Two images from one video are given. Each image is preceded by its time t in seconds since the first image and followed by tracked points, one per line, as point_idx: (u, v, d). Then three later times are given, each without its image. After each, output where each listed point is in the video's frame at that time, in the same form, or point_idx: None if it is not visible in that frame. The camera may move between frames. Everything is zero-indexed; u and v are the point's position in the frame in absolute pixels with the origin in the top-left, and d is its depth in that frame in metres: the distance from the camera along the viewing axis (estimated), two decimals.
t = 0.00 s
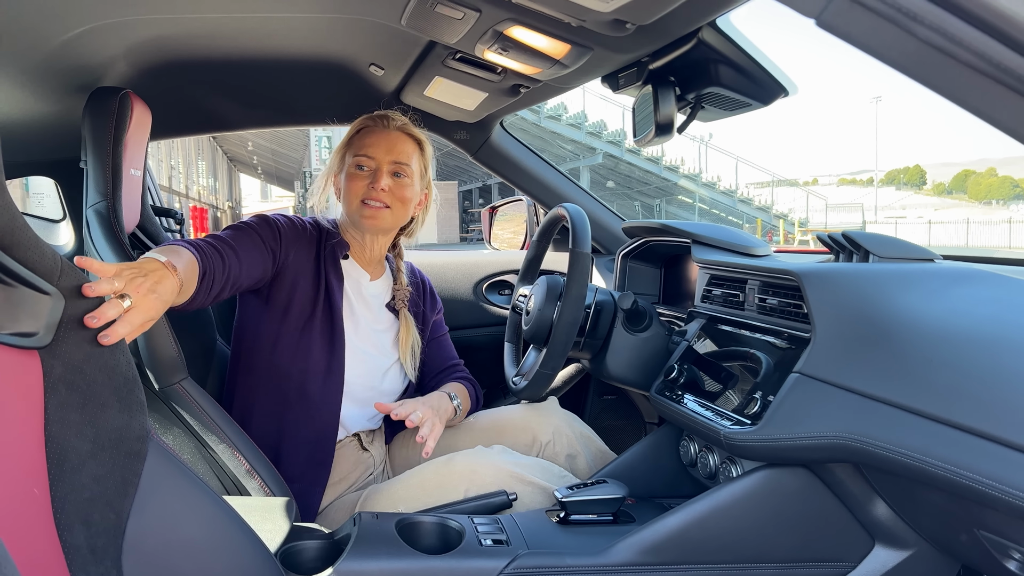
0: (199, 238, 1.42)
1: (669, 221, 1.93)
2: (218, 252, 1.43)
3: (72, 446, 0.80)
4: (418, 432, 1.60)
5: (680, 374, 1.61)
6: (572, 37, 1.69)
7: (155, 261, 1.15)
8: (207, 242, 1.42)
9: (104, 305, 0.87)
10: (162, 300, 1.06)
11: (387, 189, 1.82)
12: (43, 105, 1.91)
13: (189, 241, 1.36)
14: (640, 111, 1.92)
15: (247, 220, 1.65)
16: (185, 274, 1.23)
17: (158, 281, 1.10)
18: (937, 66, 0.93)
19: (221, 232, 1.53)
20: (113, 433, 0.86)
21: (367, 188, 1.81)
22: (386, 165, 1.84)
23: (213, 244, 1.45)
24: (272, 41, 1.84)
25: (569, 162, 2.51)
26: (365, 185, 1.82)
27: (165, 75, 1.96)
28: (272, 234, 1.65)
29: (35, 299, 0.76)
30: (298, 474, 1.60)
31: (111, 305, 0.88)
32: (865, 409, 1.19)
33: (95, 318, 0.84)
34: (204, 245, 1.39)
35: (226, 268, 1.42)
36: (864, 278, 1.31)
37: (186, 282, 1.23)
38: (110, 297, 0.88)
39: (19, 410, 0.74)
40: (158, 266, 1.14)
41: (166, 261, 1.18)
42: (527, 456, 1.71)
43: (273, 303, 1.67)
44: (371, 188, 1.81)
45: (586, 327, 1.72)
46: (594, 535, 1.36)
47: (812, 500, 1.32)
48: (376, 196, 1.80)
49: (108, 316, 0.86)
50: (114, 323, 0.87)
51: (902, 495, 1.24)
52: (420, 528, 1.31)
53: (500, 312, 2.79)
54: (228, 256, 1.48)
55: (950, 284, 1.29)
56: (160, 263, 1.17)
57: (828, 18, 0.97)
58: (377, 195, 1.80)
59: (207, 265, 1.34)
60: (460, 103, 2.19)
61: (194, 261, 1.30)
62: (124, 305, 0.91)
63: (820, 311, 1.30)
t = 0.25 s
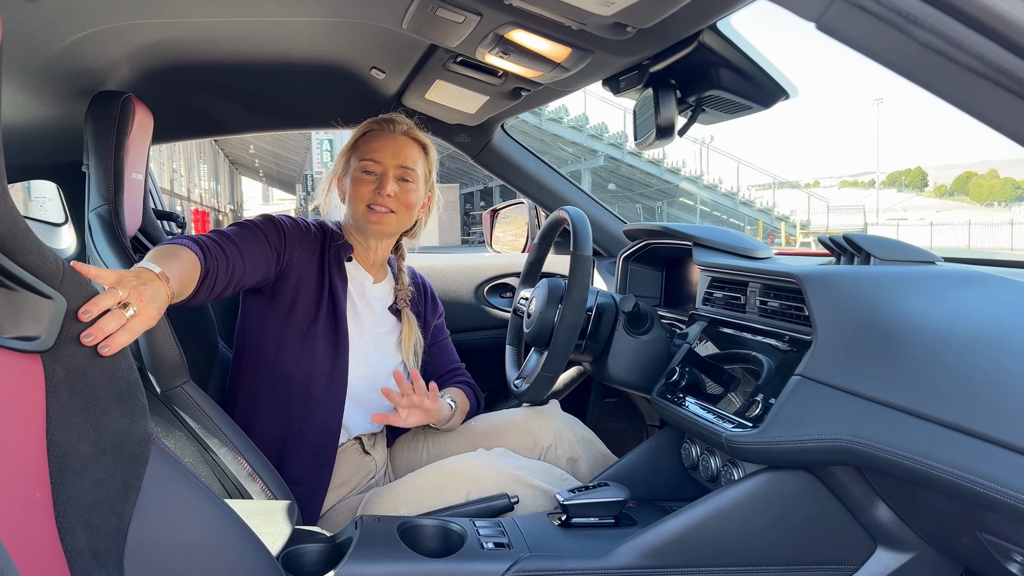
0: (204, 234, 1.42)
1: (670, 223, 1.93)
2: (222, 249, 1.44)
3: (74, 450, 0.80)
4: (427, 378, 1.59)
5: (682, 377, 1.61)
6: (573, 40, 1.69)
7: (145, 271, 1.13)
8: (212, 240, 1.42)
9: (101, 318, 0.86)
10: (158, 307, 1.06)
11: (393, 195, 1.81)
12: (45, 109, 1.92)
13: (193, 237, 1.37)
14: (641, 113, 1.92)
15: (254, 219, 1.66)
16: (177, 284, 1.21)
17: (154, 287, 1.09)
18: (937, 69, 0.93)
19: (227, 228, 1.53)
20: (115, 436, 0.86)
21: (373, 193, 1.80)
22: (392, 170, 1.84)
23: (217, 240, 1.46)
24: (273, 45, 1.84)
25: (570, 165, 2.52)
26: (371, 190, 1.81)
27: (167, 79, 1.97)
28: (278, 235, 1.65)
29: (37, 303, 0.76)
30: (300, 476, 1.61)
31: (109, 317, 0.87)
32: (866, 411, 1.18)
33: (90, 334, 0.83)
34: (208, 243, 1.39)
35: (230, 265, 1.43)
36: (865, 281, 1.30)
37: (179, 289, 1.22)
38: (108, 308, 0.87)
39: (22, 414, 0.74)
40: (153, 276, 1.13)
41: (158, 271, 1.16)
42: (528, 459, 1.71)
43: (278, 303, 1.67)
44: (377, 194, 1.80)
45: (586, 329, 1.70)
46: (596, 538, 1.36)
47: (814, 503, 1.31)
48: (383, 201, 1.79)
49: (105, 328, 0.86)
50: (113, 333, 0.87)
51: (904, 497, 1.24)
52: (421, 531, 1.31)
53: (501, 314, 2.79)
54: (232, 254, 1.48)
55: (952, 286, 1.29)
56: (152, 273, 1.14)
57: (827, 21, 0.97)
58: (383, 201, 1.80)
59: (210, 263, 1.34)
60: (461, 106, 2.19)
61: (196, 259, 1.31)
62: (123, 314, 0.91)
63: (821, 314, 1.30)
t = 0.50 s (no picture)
0: (203, 234, 1.43)
1: (672, 225, 1.93)
2: (221, 249, 1.45)
3: (76, 454, 0.81)
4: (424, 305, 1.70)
5: (684, 379, 1.61)
6: (573, 42, 1.70)
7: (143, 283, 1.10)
8: (210, 241, 1.43)
9: (109, 325, 0.87)
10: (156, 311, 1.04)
11: (388, 196, 1.81)
12: (48, 112, 1.92)
13: (192, 237, 1.38)
14: (642, 116, 1.92)
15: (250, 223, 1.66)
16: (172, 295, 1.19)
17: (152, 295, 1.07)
18: (937, 70, 0.93)
19: (226, 229, 1.54)
20: (117, 438, 0.86)
21: (369, 195, 1.80)
22: (387, 170, 1.84)
23: (215, 240, 1.47)
24: (274, 48, 1.84)
25: (572, 167, 2.52)
26: (367, 191, 1.81)
27: (169, 82, 1.97)
28: (273, 238, 1.66)
29: (39, 306, 0.77)
30: (301, 479, 1.61)
31: (116, 324, 0.88)
32: (868, 413, 1.18)
33: (95, 338, 0.84)
34: (207, 244, 1.40)
35: (228, 266, 1.43)
36: (866, 282, 1.30)
37: (174, 298, 1.21)
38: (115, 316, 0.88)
39: (24, 417, 0.74)
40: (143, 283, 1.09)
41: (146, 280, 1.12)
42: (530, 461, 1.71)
43: (275, 307, 1.67)
44: (373, 195, 1.80)
45: (588, 330, 1.71)
46: (597, 539, 1.36)
47: (815, 504, 1.31)
48: (378, 202, 1.79)
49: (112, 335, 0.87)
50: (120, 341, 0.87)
51: (905, 499, 1.23)
52: (423, 533, 1.31)
53: (503, 316, 2.79)
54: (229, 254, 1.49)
55: (953, 288, 1.29)
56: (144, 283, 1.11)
57: (827, 23, 0.98)
58: (379, 201, 1.80)
59: (207, 263, 1.35)
60: (462, 108, 2.19)
61: (195, 259, 1.31)
62: (131, 323, 0.91)
63: (822, 316, 1.30)
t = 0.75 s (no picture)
0: (205, 240, 1.43)
1: (674, 226, 1.92)
2: (223, 254, 1.44)
3: (77, 455, 0.81)
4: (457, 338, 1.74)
5: (686, 381, 1.61)
6: (575, 44, 1.69)
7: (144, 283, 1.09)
8: (212, 245, 1.43)
9: (111, 327, 0.86)
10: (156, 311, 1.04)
11: (384, 198, 1.81)
12: (50, 114, 1.93)
13: (195, 243, 1.38)
14: (644, 117, 1.91)
15: (250, 226, 1.66)
16: (172, 298, 1.19)
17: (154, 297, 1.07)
18: (939, 70, 0.92)
19: (227, 234, 1.54)
20: (118, 440, 0.86)
21: (364, 198, 1.80)
22: (381, 172, 1.84)
23: (217, 245, 1.47)
24: (275, 50, 1.85)
25: (574, 169, 2.51)
26: (362, 195, 1.81)
27: (171, 84, 1.98)
28: (274, 240, 1.66)
29: (40, 308, 0.77)
30: (302, 480, 1.61)
31: (119, 326, 0.87)
32: (870, 415, 1.18)
33: (97, 342, 0.84)
34: (209, 248, 1.40)
35: (230, 271, 1.44)
36: (868, 284, 1.30)
37: (174, 301, 1.21)
38: (119, 318, 0.87)
39: (25, 418, 0.75)
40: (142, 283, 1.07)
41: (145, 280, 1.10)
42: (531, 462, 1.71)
43: (275, 309, 1.67)
44: (368, 198, 1.80)
45: (589, 332, 1.72)
46: (600, 541, 1.36)
47: (817, 506, 1.31)
48: (373, 205, 1.79)
49: (114, 337, 0.86)
50: (122, 342, 0.87)
51: (908, 500, 1.23)
52: (425, 535, 1.31)
53: (505, 318, 2.79)
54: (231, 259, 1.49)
55: (955, 289, 1.28)
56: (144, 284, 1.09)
57: (828, 24, 0.97)
58: (374, 204, 1.79)
59: (209, 269, 1.35)
60: (463, 110, 2.19)
61: (198, 265, 1.31)
62: (133, 325, 0.91)
63: (824, 317, 1.29)
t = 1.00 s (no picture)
0: (207, 241, 1.43)
1: (677, 227, 1.92)
2: (225, 256, 1.44)
3: (79, 455, 0.80)
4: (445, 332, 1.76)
5: (688, 381, 1.60)
6: (578, 43, 1.69)
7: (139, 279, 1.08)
8: (213, 246, 1.43)
9: (114, 331, 0.87)
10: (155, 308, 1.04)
11: (374, 194, 1.81)
12: (53, 115, 1.94)
13: (198, 244, 1.38)
14: (647, 117, 1.91)
15: (252, 227, 1.66)
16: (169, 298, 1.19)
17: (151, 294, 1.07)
18: (943, 68, 0.92)
19: (229, 235, 1.54)
20: (120, 441, 0.86)
21: (356, 195, 1.80)
22: (373, 167, 1.85)
23: (220, 247, 1.46)
24: (277, 50, 1.85)
25: (576, 169, 2.51)
26: (354, 191, 1.81)
27: (173, 85, 1.98)
28: (276, 241, 1.66)
29: (42, 308, 0.77)
30: (304, 481, 1.61)
31: (121, 329, 0.88)
32: (875, 415, 1.17)
33: (102, 347, 0.84)
34: (210, 249, 1.40)
35: (233, 272, 1.44)
36: (873, 283, 1.29)
37: (173, 300, 1.21)
38: (121, 322, 0.88)
39: (28, 418, 0.74)
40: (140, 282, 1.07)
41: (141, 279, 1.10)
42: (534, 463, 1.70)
43: (277, 310, 1.67)
44: (359, 195, 1.80)
45: (592, 333, 1.71)
46: (603, 542, 1.35)
47: (821, 507, 1.30)
48: (365, 200, 1.79)
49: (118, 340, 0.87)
50: (125, 345, 0.88)
51: (912, 500, 1.22)
52: (427, 535, 1.31)
53: (507, 319, 2.79)
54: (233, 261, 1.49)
55: (960, 288, 1.27)
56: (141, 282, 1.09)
57: (832, 22, 0.96)
58: (365, 200, 1.79)
59: (211, 271, 1.35)
60: (466, 110, 2.19)
61: (200, 266, 1.31)
62: (135, 327, 0.91)
63: (827, 317, 1.29)
